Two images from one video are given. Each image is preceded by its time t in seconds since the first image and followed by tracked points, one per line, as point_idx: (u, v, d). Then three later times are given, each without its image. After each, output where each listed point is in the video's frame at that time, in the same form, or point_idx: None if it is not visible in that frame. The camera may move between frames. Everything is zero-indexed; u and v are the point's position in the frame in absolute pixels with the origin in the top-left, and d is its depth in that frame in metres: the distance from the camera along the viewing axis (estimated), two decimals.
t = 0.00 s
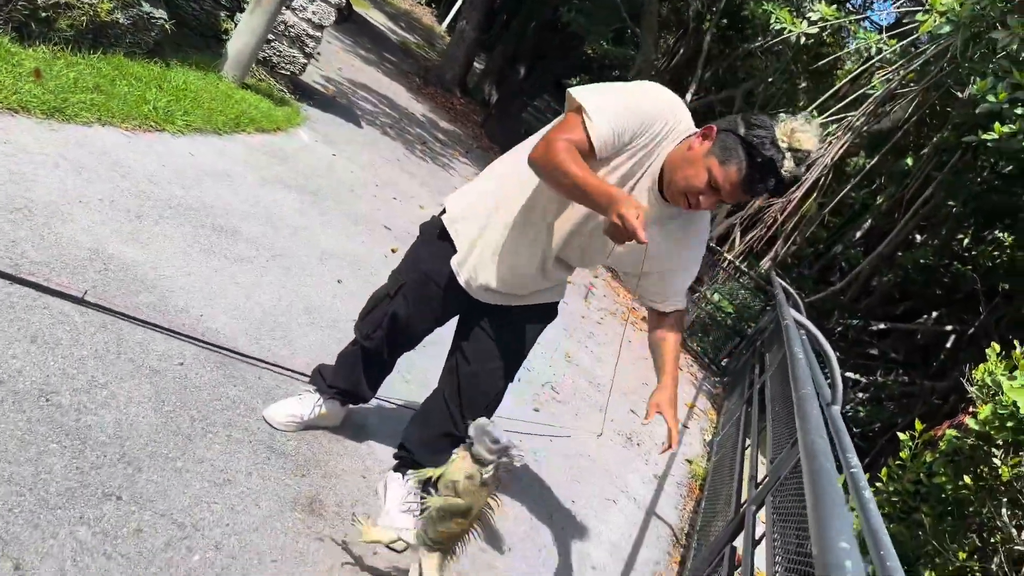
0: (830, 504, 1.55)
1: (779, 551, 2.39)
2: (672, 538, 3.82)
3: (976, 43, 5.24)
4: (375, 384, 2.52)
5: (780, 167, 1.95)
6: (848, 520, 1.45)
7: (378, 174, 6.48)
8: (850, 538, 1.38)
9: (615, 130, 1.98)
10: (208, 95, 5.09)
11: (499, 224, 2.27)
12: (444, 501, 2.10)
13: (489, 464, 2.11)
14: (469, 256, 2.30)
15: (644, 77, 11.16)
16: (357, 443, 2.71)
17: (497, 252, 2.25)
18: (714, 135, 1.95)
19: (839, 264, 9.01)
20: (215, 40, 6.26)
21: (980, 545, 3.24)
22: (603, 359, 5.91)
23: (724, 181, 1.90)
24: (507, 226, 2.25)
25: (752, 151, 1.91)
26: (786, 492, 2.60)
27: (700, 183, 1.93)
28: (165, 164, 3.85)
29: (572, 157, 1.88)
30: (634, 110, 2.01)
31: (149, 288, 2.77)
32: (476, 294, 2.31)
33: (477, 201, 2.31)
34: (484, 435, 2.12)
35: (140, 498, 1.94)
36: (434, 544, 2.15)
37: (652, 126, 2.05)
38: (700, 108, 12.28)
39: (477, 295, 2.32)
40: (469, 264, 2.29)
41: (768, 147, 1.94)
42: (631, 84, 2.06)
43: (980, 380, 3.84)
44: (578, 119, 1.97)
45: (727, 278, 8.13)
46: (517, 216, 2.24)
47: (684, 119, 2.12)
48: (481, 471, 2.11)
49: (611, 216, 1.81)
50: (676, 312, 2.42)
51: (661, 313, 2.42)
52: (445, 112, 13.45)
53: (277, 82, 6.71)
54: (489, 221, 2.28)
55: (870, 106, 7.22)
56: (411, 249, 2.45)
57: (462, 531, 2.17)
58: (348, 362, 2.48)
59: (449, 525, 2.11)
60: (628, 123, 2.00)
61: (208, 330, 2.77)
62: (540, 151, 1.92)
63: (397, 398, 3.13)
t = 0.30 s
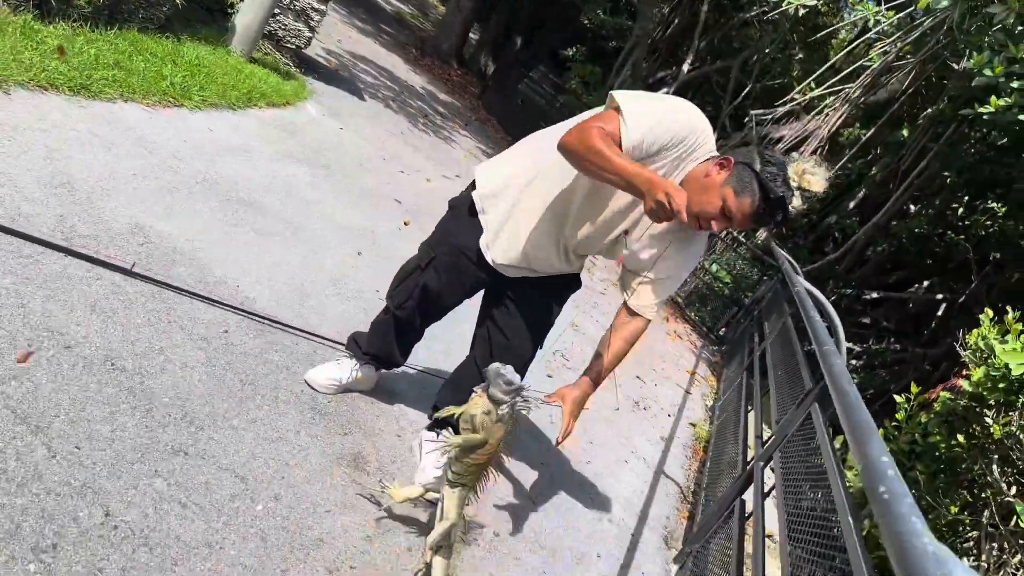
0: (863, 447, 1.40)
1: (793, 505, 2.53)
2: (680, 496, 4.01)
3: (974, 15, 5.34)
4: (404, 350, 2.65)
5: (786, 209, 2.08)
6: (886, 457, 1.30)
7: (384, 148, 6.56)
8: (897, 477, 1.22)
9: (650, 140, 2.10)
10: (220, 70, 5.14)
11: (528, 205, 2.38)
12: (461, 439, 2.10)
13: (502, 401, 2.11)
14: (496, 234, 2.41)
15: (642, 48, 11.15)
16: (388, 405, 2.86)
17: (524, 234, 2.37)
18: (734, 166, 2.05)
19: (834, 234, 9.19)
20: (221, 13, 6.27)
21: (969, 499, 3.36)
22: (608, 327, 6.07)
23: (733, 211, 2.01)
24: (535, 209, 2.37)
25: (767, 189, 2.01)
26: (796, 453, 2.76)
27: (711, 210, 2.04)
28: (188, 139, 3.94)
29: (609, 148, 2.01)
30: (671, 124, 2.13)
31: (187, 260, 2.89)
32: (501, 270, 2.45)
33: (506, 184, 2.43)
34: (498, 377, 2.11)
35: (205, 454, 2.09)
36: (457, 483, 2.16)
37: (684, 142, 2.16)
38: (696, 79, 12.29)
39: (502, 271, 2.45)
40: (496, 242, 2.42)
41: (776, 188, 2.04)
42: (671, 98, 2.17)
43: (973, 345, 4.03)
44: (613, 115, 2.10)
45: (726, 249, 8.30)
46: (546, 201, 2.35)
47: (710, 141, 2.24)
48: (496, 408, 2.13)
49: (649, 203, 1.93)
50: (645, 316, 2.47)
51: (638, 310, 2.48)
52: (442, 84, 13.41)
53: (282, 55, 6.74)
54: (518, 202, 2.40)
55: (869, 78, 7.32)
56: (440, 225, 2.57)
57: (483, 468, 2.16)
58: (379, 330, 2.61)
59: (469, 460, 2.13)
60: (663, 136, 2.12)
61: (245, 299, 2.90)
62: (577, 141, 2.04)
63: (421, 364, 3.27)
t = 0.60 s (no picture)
0: (859, 432, 1.53)
1: (787, 488, 2.70)
2: (678, 474, 4.19)
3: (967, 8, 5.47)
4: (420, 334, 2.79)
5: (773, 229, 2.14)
6: (880, 443, 1.43)
7: (387, 133, 6.64)
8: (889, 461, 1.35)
9: (652, 143, 2.21)
10: (229, 58, 5.22)
11: (537, 197, 2.49)
12: (467, 409, 2.15)
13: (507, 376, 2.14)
14: (506, 223, 2.52)
15: (639, 32, 11.17)
16: (403, 387, 3.01)
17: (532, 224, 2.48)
18: (725, 185, 2.13)
19: (827, 220, 9.35)
20: None
21: (954, 478, 3.55)
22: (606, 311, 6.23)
23: (720, 226, 2.08)
24: (543, 201, 2.47)
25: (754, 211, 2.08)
26: (790, 436, 2.94)
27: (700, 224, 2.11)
28: (203, 128, 4.05)
29: (611, 134, 2.13)
30: (673, 132, 2.24)
31: (212, 248, 3.02)
32: (511, 258, 2.55)
33: (517, 179, 2.54)
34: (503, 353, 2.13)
35: (244, 433, 2.23)
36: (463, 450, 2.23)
37: (685, 152, 2.27)
38: (693, 62, 12.33)
39: (511, 258, 2.56)
40: (506, 231, 2.52)
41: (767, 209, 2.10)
42: (674, 114, 2.31)
43: (960, 332, 4.22)
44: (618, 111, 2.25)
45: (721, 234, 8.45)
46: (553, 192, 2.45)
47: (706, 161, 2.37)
48: (501, 382, 2.16)
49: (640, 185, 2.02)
50: (637, 321, 2.49)
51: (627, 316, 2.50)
52: (440, 66, 13.40)
53: (286, 41, 6.80)
54: (527, 194, 2.50)
55: (864, 67, 7.44)
56: (454, 217, 2.69)
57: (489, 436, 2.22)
58: (397, 315, 2.74)
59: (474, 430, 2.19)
60: (664, 140, 2.23)
61: (268, 286, 3.04)
62: (582, 123, 2.16)
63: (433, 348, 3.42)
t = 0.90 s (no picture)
0: (853, 429, 1.59)
1: (779, 482, 2.79)
2: (672, 467, 4.26)
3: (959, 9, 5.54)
4: (423, 328, 2.81)
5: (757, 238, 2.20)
6: (875, 439, 1.48)
7: (383, 127, 6.65)
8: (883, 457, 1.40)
9: (646, 144, 2.24)
10: (227, 51, 5.23)
11: (537, 198, 2.53)
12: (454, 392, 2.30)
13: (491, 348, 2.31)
14: (507, 223, 2.56)
15: (633, 27, 11.19)
16: (404, 381, 3.04)
17: (532, 224, 2.52)
18: (715, 193, 2.18)
19: (819, 216, 9.44)
20: None
21: (941, 472, 3.62)
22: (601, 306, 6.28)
23: (707, 233, 2.15)
24: (543, 201, 2.51)
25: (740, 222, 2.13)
26: (783, 430, 3.01)
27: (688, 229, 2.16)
28: (203, 122, 4.07)
29: (607, 129, 2.18)
30: (668, 136, 2.28)
31: (216, 243, 3.05)
32: (513, 256, 2.60)
33: (520, 180, 2.58)
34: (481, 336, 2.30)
35: (251, 427, 2.26)
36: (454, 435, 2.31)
37: (678, 156, 2.30)
38: (687, 57, 12.36)
39: (513, 256, 2.60)
40: (507, 230, 2.56)
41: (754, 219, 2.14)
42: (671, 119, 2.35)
43: (948, 329, 4.30)
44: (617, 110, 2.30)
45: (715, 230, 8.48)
46: (553, 193, 2.49)
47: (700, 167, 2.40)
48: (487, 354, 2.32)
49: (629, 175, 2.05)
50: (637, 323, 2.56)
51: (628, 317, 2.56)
52: (436, 58, 13.38)
53: (283, 34, 6.80)
54: (528, 195, 2.55)
55: (857, 66, 7.51)
56: (457, 215, 2.72)
57: (477, 414, 2.30)
58: (401, 310, 2.76)
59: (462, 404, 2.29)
60: (658, 144, 2.25)
61: (271, 281, 3.07)
62: (580, 115, 2.21)
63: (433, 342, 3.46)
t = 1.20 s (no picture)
0: (841, 412, 1.66)
1: (770, 476, 2.86)
2: (664, 461, 4.32)
3: (942, 12, 5.67)
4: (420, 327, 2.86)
5: (746, 228, 2.28)
6: (859, 419, 1.56)
7: (376, 129, 6.70)
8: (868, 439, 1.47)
9: (637, 137, 2.31)
10: (221, 54, 5.28)
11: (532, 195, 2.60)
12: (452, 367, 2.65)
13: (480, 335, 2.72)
14: (504, 220, 2.63)
15: (622, 29, 11.30)
16: (402, 378, 3.10)
17: (528, 219, 2.60)
18: (704, 186, 2.29)
19: (806, 216, 9.57)
20: None
21: (927, 465, 3.69)
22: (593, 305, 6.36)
23: (700, 223, 2.23)
24: (538, 197, 2.58)
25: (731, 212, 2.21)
26: (773, 424, 3.09)
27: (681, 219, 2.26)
28: (201, 125, 4.12)
29: (600, 118, 2.24)
30: (657, 131, 2.36)
31: (216, 243, 3.10)
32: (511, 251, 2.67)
33: (512, 178, 2.65)
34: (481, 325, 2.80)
35: (257, 422, 2.32)
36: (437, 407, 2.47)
37: (667, 151, 2.39)
38: (676, 59, 12.48)
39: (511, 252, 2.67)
40: (504, 227, 2.63)
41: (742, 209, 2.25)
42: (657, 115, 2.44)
43: (934, 325, 4.41)
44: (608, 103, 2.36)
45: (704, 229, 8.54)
46: (547, 189, 2.57)
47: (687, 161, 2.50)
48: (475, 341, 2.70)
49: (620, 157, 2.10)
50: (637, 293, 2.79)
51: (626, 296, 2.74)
52: (426, 60, 13.43)
53: (276, 36, 6.84)
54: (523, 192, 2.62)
55: (842, 67, 7.66)
56: (453, 215, 2.79)
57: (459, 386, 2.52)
58: (400, 307, 2.81)
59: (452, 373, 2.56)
60: (648, 138, 2.33)
61: (271, 280, 3.12)
62: (575, 103, 2.26)
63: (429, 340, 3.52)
